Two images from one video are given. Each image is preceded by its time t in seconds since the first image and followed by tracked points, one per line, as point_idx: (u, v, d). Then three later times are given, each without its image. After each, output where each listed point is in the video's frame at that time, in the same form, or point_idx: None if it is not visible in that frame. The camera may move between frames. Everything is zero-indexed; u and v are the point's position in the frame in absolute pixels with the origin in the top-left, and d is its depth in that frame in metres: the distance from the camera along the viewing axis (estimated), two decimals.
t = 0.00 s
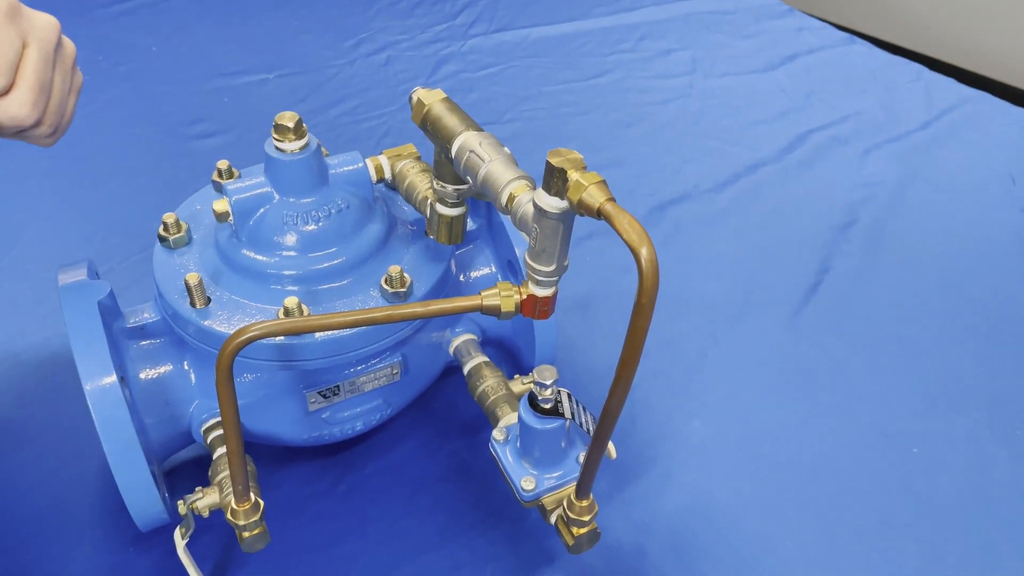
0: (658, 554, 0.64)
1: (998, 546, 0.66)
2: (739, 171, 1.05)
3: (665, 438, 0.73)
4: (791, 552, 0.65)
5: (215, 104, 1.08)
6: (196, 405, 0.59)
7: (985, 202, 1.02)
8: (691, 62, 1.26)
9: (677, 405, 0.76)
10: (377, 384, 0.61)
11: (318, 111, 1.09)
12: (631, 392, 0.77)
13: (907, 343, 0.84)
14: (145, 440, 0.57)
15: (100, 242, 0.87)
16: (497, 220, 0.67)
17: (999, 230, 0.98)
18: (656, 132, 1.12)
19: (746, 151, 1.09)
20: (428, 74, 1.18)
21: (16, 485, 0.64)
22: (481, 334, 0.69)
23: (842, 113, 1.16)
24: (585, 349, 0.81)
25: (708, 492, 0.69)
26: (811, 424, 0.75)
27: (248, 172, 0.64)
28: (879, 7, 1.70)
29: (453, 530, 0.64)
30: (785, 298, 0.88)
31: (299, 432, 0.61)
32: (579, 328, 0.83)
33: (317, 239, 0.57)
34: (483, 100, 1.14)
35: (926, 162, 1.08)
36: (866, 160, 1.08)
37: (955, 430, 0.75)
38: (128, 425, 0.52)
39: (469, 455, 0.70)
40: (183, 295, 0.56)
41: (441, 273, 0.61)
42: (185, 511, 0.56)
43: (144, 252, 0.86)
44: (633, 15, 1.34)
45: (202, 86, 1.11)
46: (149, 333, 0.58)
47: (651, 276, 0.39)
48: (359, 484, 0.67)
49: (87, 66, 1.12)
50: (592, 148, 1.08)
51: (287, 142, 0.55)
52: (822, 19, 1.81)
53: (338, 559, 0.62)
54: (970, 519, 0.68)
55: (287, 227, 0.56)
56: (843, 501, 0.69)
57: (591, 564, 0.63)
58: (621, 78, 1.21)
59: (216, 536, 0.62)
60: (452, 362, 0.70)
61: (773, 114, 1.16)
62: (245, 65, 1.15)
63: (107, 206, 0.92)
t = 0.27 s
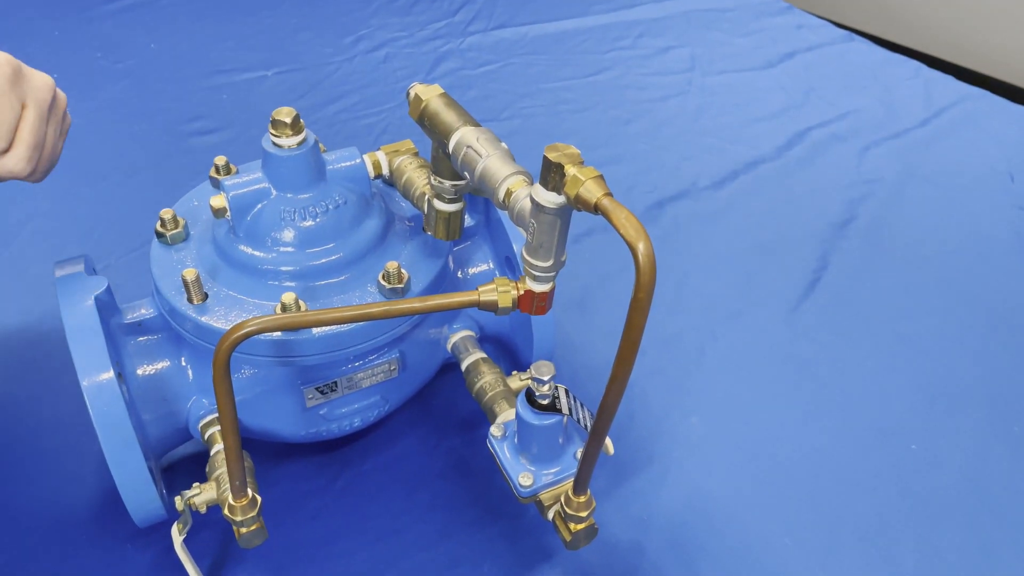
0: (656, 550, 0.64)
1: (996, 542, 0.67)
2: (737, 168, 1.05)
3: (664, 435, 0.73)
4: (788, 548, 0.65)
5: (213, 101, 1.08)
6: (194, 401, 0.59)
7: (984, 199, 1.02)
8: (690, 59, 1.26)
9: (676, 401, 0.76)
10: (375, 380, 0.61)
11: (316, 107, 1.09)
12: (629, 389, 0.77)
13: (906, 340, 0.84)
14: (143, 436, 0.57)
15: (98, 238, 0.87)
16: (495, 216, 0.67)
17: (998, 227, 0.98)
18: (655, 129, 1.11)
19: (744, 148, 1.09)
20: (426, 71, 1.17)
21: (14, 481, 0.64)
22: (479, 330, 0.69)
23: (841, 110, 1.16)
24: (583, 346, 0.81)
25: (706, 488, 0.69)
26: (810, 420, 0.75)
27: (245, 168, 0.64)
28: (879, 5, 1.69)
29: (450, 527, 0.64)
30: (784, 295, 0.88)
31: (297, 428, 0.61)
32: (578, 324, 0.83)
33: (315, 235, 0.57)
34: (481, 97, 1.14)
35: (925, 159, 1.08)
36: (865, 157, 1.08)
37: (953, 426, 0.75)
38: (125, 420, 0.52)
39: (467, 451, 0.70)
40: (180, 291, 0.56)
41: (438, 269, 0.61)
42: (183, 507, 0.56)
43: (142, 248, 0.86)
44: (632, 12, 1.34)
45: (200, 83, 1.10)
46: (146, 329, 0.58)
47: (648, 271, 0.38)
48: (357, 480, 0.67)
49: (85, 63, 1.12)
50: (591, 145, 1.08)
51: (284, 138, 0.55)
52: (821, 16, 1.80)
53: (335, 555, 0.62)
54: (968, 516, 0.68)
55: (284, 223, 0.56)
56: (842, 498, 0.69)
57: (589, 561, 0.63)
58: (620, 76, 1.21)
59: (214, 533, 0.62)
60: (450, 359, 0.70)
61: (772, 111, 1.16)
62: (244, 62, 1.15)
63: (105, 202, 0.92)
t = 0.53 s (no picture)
0: (655, 549, 0.65)
1: (995, 541, 0.67)
2: (737, 168, 1.05)
3: (664, 434, 0.73)
4: (788, 548, 0.65)
5: (213, 100, 1.08)
6: (194, 401, 0.59)
7: (984, 198, 1.02)
8: (690, 58, 1.26)
9: (676, 401, 0.76)
10: (375, 379, 0.61)
11: (316, 107, 1.09)
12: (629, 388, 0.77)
13: (906, 340, 0.84)
14: (143, 435, 0.57)
15: (98, 238, 0.87)
16: (495, 215, 0.67)
17: (998, 226, 0.98)
18: (655, 129, 1.11)
19: (744, 147, 1.09)
20: (426, 71, 1.18)
21: (14, 481, 0.64)
22: (479, 329, 0.69)
23: (840, 110, 1.16)
24: (583, 345, 0.81)
25: (705, 488, 0.69)
26: (809, 420, 0.75)
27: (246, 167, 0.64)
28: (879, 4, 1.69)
29: (450, 526, 0.64)
30: (784, 294, 0.88)
31: (297, 428, 0.61)
32: (577, 324, 0.83)
33: (315, 234, 0.57)
34: (481, 96, 1.14)
35: (925, 158, 1.08)
36: (865, 157, 1.08)
37: (953, 426, 0.76)
38: (125, 420, 0.52)
39: (467, 451, 0.70)
40: (181, 290, 0.56)
41: (438, 269, 0.61)
42: (183, 506, 0.56)
43: (142, 248, 0.86)
44: (632, 12, 1.34)
45: (200, 82, 1.10)
46: (147, 328, 0.58)
47: (648, 270, 0.39)
48: (357, 479, 0.67)
49: (85, 62, 1.12)
50: (591, 145, 1.08)
51: (284, 137, 0.55)
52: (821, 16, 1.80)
53: (335, 554, 0.62)
54: (967, 515, 0.68)
55: (284, 222, 0.57)
56: (841, 497, 0.69)
57: (589, 560, 0.63)
58: (620, 75, 1.21)
59: (213, 532, 0.62)
60: (450, 358, 0.70)
61: (772, 111, 1.16)
62: (244, 62, 1.15)
63: (105, 202, 0.92)
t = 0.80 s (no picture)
0: (658, 549, 0.65)
1: (997, 541, 0.67)
2: (738, 168, 1.05)
3: (666, 434, 0.73)
4: (791, 548, 0.65)
5: (215, 100, 1.08)
6: (198, 400, 0.59)
7: (985, 198, 1.02)
8: (692, 58, 1.26)
9: (678, 401, 0.76)
10: (378, 379, 0.61)
11: (318, 107, 1.09)
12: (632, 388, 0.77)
13: (907, 339, 0.84)
14: (147, 435, 0.57)
15: (101, 237, 0.87)
16: (498, 215, 0.67)
17: (999, 226, 0.98)
18: (656, 129, 1.11)
19: (746, 147, 1.09)
20: (428, 70, 1.18)
21: (19, 480, 0.64)
22: (482, 329, 0.69)
23: (842, 110, 1.16)
24: (585, 345, 0.81)
25: (708, 487, 0.69)
26: (811, 420, 0.75)
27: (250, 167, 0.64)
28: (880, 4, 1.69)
29: (453, 526, 0.65)
30: (786, 294, 0.88)
31: (301, 427, 0.61)
32: (579, 324, 0.83)
33: (319, 234, 0.57)
34: (483, 96, 1.14)
35: (926, 158, 1.08)
36: (867, 156, 1.08)
37: (955, 426, 0.76)
38: (130, 419, 0.52)
39: (470, 451, 0.70)
40: (185, 290, 0.56)
41: (442, 269, 0.61)
42: (187, 505, 0.56)
43: (145, 247, 0.86)
44: (633, 11, 1.34)
45: (203, 82, 1.11)
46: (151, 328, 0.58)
47: (653, 271, 0.39)
48: (360, 479, 0.67)
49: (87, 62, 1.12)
50: (593, 145, 1.08)
51: (288, 137, 0.55)
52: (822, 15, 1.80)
53: (339, 554, 0.62)
54: (969, 515, 0.68)
55: (289, 223, 0.57)
56: (843, 497, 0.69)
57: (592, 559, 0.63)
58: (622, 75, 1.21)
59: (217, 531, 0.62)
60: (453, 358, 0.70)
61: (773, 111, 1.16)
62: (245, 62, 1.15)
63: (107, 202, 0.92)
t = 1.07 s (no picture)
0: (660, 550, 0.65)
1: (998, 542, 0.67)
2: (740, 168, 1.05)
3: (668, 435, 0.73)
4: (792, 549, 0.65)
5: (217, 100, 1.08)
6: (200, 401, 0.59)
7: (987, 199, 1.02)
8: (693, 59, 1.26)
9: (680, 401, 0.76)
10: (381, 379, 0.61)
11: (320, 107, 1.09)
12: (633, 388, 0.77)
13: (909, 340, 0.84)
14: (150, 435, 0.57)
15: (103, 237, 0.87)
16: (500, 216, 0.67)
17: (1001, 227, 0.98)
18: (658, 129, 1.11)
19: (748, 148, 1.09)
20: (430, 71, 1.18)
21: (22, 480, 0.64)
22: (484, 330, 0.69)
23: (844, 110, 1.16)
24: (587, 345, 0.81)
25: (710, 488, 0.69)
26: (813, 420, 0.75)
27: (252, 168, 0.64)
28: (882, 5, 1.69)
29: (455, 526, 0.65)
30: (788, 295, 0.88)
31: (303, 428, 0.61)
32: (581, 324, 0.83)
33: (321, 235, 0.57)
34: (485, 97, 1.14)
35: (928, 159, 1.08)
36: (869, 157, 1.08)
37: (957, 426, 0.76)
38: (133, 420, 0.52)
39: (472, 451, 0.70)
40: (188, 290, 0.56)
41: (444, 270, 0.61)
42: (190, 506, 0.56)
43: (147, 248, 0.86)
44: (635, 12, 1.34)
45: (205, 82, 1.11)
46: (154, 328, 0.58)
47: (655, 272, 0.39)
48: (362, 479, 0.67)
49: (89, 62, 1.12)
50: (595, 145, 1.08)
51: (291, 138, 0.55)
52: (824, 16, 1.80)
53: (341, 554, 0.62)
54: (971, 515, 0.68)
55: (291, 224, 0.57)
56: (845, 498, 0.69)
57: (593, 560, 0.63)
58: (623, 75, 1.21)
59: (219, 531, 0.63)
60: (455, 359, 0.70)
61: (775, 111, 1.16)
62: (247, 62, 1.15)
63: (109, 202, 0.92)
